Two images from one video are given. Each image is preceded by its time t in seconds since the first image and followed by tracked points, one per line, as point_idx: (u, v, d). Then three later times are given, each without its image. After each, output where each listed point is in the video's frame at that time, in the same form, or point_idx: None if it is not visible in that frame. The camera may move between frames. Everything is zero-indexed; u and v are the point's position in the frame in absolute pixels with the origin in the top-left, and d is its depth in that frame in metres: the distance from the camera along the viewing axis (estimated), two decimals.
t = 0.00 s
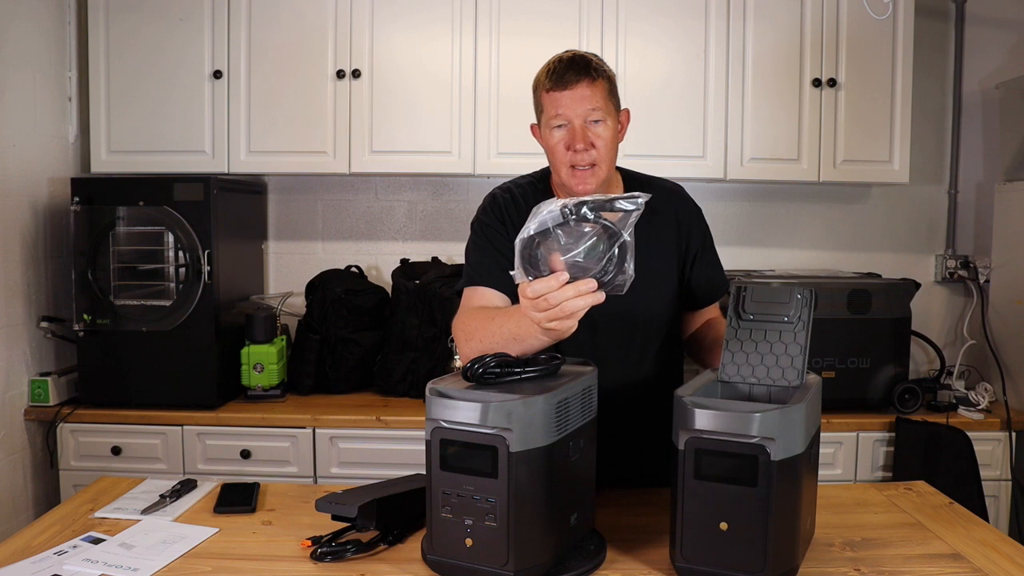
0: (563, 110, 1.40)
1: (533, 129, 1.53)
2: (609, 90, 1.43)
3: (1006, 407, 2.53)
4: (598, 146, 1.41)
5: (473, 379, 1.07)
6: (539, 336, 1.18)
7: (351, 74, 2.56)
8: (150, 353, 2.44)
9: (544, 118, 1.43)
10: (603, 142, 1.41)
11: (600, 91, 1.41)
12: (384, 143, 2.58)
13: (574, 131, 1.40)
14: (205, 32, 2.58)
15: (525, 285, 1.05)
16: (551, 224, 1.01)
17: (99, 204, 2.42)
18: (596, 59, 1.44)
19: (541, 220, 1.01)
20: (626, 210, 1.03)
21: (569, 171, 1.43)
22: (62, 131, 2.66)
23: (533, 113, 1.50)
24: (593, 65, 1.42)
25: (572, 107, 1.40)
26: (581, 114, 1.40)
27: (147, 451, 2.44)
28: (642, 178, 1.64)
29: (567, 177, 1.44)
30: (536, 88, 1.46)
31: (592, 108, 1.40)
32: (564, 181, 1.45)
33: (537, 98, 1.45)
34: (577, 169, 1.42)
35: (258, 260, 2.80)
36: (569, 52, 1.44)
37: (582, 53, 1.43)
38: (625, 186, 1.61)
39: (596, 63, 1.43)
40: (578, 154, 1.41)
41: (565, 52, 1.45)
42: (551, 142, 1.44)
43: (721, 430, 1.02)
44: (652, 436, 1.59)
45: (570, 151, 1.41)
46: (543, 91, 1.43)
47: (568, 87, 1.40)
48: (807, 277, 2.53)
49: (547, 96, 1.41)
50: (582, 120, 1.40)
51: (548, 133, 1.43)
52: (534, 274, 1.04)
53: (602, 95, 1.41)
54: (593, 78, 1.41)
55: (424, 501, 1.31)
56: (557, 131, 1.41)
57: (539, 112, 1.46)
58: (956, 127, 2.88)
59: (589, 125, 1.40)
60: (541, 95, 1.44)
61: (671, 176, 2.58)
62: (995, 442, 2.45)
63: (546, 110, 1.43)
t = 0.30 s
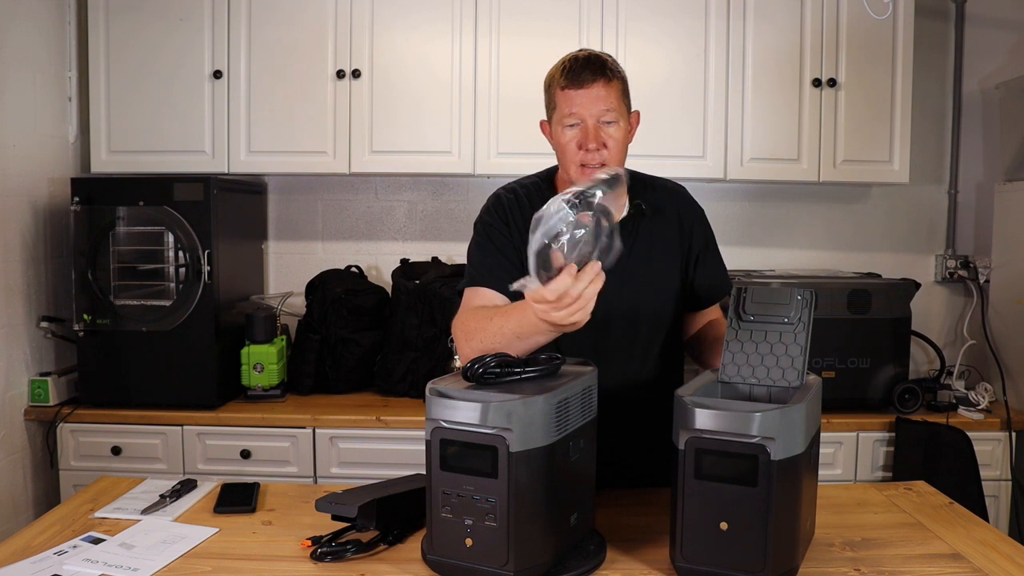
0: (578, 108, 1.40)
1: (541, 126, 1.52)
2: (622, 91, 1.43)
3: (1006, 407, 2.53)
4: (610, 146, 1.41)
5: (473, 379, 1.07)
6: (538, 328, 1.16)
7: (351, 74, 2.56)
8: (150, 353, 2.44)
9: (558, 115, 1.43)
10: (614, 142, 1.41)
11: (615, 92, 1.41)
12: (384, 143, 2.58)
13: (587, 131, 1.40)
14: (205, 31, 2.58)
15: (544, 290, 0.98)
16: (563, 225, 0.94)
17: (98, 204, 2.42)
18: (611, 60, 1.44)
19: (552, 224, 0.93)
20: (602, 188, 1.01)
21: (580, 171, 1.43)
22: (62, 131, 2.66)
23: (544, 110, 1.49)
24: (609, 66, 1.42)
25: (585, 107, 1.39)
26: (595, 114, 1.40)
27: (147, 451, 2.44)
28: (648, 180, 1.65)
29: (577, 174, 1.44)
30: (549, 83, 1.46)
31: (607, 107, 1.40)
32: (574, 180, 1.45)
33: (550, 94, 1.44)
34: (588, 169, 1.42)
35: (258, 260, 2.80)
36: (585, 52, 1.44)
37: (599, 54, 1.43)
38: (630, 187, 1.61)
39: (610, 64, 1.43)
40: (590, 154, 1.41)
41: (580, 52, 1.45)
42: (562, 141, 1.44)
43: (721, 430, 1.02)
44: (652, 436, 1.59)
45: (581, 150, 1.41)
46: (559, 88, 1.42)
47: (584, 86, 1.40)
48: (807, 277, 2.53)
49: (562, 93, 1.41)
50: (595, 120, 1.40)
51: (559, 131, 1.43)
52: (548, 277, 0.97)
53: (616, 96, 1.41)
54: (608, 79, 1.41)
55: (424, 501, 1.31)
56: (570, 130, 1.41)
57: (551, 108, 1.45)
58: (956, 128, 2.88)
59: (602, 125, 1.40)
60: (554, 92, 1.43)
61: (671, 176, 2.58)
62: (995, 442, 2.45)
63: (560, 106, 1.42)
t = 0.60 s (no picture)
0: (602, 115, 1.32)
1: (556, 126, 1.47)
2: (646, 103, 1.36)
3: (1006, 407, 2.53)
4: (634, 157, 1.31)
5: (473, 379, 1.07)
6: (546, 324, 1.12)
7: (351, 74, 2.56)
8: (150, 353, 2.44)
9: (580, 120, 1.35)
10: (639, 154, 1.32)
11: (641, 103, 1.34)
12: (384, 143, 2.58)
13: (612, 139, 1.31)
14: (205, 31, 2.58)
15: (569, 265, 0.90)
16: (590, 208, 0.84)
17: (98, 204, 2.42)
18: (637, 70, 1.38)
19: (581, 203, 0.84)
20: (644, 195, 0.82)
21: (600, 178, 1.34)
22: (62, 131, 2.66)
23: (563, 110, 1.42)
24: (637, 77, 1.35)
25: (613, 114, 1.31)
26: (622, 121, 1.31)
27: (147, 451, 2.45)
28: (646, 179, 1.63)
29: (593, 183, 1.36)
30: (572, 86, 1.38)
31: (633, 117, 1.32)
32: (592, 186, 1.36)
33: (574, 97, 1.37)
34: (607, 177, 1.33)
35: (258, 260, 2.80)
36: (613, 59, 1.37)
37: (626, 63, 1.37)
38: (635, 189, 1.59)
39: (636, 72, 1.37)
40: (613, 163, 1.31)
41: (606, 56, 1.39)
42: (585, 146, 1.35)
43: (722, 430, 1.02)
44: (650, 433, 1.59)
45: (605, 158, 1.32)
46: (584, 92, 1.35)
47: (610, 92, 1.32)
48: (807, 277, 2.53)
49: (587, 98, 1.33)
50: (621, 128, 1.31)
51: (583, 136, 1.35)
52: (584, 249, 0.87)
53: (643, 107, 1.34)
54: (636, 89, 1.34)
55: (424, 501, 1.31)
56: (595, 136, 1.33)
57: (572, 111, 1.37)
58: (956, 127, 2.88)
59: (627, 134, 1.31)
60: (580, 95, 1.35)
61: (671, 176, 2.58)
62: (995, 442, 2.45)
63: (584, 111, 1.34)
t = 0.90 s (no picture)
0: (621, 121, 1.34)
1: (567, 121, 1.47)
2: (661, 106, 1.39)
3: (1006, 406, 2.53)
4: (647, 162, 1.39)
5: (473, 379, 1.07)
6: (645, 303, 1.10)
7: (351, 74, 2.56)
8: (150, 353, 2.44)
9: (596, 122, 1.36)
10: (651, 157, 1.39)
11: (658, 109, 1.36)
12: (384, 143, 2.58)
13: (629, 145, 1.36)
14: (205, 31, 2.58)
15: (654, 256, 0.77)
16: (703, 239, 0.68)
17: (98, 204, 2.42)
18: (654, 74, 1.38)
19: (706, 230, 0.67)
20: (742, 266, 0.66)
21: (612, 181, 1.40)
22: (62, 132, 2.66)
23: (574, 105, 1.42)
24: (655, 81, 1.36)
25: (632, 120, 1.34)
26: (639, 128, 1.35)
27: (147, 451, 2.45)
28: (658, 183, 1.64)
29: (605, 183, 1.41)
30: (587, 86, 1.37)
31: (651, 124, 1.35)
32: (603, 187, 1.42)
33: (590, 98, 1.37)
34: (619, 179, 1.40)
35: (258, 260, 2.80)
36: (632, 61, 1.36)
37: (645, 66, 1.36)
38: (644, 189, 1.59)
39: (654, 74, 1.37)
40: (628, 168, 1.37)
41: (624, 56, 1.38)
42: (598, 148, 1.38)
43: (722, 429, 1.02)
44: (648, 437, 1.58)
45: (619, 162, 1.37)
46: (602, 95, 1.35)
47: (630, 99, 1.33)
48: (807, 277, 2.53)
49: (606, 102, 1.34)
50: (637, 134, 1.35)
51: (598, 138, 1.37)
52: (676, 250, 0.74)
53: (659, 112, 1.37)
54: (654, 94, 1.35)
55: (424, 501, 1.31)
56: (611, 140, 1.36)
57: (587, 112, 1.37)
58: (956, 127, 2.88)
59: (643, 139, 1.36)
60: (597, 96, 1.35)
61: (671, 176, 2.58)
62: (995, 442, 2.45)
63: (601, 114, 1.35)
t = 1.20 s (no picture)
0: (634, 122, 1.34)
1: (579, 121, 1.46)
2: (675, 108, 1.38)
3: (1006, 407, 2.53)
4: (660, 163, 1.38)
5: (473, 379, 1.07)
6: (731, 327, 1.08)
7: (351, 74, 2.56)
8: (150, 353, 2.44)
9: (610, 123, 1.36)
10: (664, 159, 1.39)
11: (671, 110, 1.36)
12: (384, 143, 2.58)
13: (642, 146, 1.36)
14: (205, 31, 2.58)
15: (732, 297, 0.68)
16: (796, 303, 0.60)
17: (98, 204, 2.42)
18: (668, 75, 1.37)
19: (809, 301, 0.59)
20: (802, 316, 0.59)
21: (624, 183, 1.39)
22: (62, 131, 2.66)
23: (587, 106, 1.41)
24: (669, 82, 1.35)
25: (645, 122, 1.34)
26: (652, 129, 1.35)
27: (147, 451, 2.45)
28: (664, 186, 1.64)
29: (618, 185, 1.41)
30: (601, 87, 1.37)
31: (664, 125, 1.35)
32: (614, 188, 1.42)
33: (604, 98, 1.36)
34: (631, 181, 1.39)
35: (258, 260, 2.80)
36: (646, 63, 1.35)
37: (659, 67, 1.35)
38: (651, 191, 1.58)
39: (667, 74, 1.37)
40: (640, 169, 1.37)
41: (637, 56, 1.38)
42: (610, 149, 1.38)
43: (722, 429, 1.02)
44: (647, 435, 1.58)
45: (631, 164, 1.37)
46: (614, 96, 1.34)
47: (643, 100, 1.33)
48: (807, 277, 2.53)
49: (619, 103, 1.34)
50: (650, 135, 1.35)
51: (610, 139, 1.37)
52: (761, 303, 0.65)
53: (672, 114, 1.36)
54: (667, 95, 1.35)
55: (424, 501, 1.31)
56: (623, 141, 1.36)
57: (601, 113, 1.37)
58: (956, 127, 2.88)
59: (655, 141, 1.36)
60: (610, 97, 1.35)
61: (670, 176, 2.58)
62: (995, 442, 2.45)
63: (614, 115, 1.35)
